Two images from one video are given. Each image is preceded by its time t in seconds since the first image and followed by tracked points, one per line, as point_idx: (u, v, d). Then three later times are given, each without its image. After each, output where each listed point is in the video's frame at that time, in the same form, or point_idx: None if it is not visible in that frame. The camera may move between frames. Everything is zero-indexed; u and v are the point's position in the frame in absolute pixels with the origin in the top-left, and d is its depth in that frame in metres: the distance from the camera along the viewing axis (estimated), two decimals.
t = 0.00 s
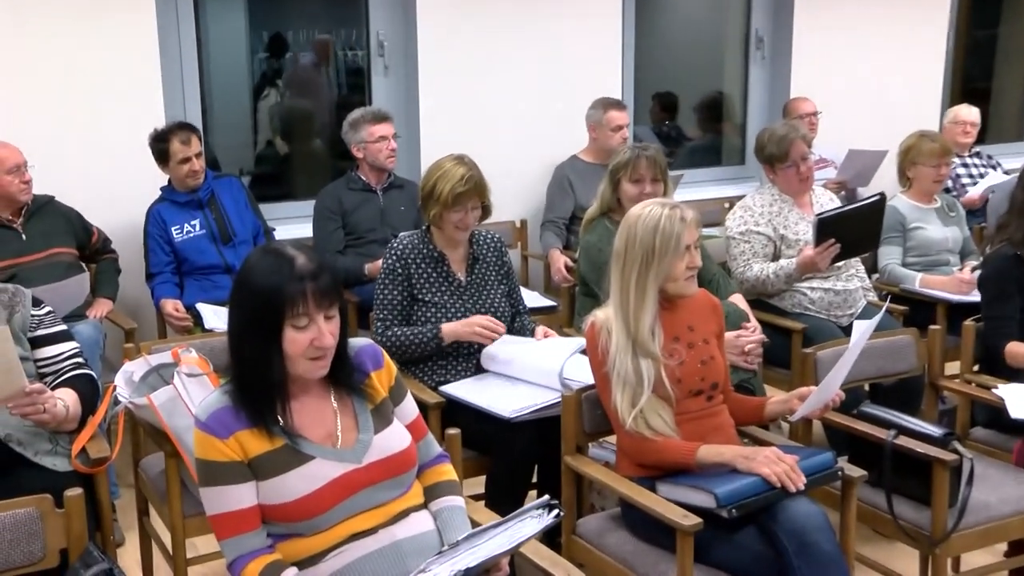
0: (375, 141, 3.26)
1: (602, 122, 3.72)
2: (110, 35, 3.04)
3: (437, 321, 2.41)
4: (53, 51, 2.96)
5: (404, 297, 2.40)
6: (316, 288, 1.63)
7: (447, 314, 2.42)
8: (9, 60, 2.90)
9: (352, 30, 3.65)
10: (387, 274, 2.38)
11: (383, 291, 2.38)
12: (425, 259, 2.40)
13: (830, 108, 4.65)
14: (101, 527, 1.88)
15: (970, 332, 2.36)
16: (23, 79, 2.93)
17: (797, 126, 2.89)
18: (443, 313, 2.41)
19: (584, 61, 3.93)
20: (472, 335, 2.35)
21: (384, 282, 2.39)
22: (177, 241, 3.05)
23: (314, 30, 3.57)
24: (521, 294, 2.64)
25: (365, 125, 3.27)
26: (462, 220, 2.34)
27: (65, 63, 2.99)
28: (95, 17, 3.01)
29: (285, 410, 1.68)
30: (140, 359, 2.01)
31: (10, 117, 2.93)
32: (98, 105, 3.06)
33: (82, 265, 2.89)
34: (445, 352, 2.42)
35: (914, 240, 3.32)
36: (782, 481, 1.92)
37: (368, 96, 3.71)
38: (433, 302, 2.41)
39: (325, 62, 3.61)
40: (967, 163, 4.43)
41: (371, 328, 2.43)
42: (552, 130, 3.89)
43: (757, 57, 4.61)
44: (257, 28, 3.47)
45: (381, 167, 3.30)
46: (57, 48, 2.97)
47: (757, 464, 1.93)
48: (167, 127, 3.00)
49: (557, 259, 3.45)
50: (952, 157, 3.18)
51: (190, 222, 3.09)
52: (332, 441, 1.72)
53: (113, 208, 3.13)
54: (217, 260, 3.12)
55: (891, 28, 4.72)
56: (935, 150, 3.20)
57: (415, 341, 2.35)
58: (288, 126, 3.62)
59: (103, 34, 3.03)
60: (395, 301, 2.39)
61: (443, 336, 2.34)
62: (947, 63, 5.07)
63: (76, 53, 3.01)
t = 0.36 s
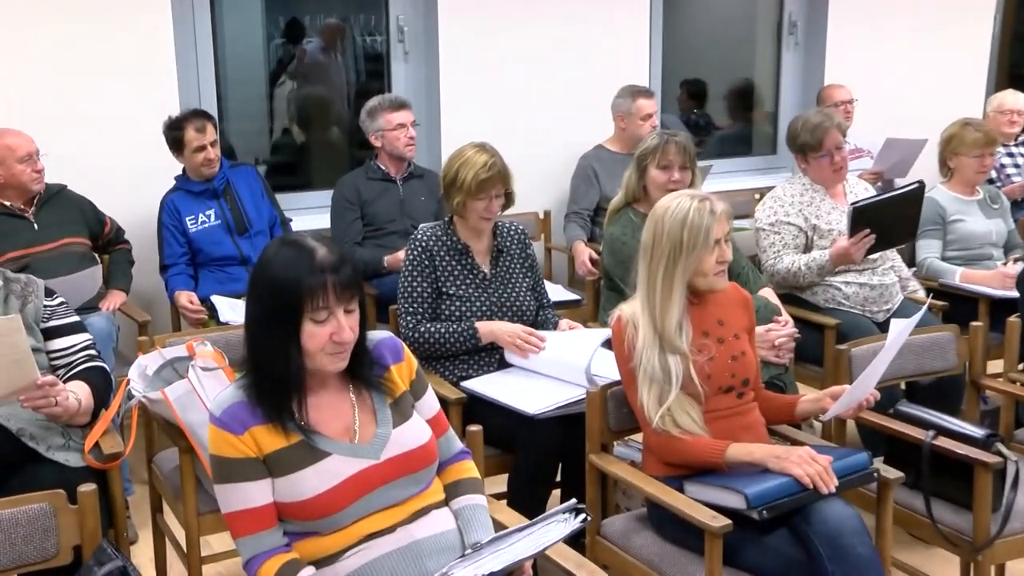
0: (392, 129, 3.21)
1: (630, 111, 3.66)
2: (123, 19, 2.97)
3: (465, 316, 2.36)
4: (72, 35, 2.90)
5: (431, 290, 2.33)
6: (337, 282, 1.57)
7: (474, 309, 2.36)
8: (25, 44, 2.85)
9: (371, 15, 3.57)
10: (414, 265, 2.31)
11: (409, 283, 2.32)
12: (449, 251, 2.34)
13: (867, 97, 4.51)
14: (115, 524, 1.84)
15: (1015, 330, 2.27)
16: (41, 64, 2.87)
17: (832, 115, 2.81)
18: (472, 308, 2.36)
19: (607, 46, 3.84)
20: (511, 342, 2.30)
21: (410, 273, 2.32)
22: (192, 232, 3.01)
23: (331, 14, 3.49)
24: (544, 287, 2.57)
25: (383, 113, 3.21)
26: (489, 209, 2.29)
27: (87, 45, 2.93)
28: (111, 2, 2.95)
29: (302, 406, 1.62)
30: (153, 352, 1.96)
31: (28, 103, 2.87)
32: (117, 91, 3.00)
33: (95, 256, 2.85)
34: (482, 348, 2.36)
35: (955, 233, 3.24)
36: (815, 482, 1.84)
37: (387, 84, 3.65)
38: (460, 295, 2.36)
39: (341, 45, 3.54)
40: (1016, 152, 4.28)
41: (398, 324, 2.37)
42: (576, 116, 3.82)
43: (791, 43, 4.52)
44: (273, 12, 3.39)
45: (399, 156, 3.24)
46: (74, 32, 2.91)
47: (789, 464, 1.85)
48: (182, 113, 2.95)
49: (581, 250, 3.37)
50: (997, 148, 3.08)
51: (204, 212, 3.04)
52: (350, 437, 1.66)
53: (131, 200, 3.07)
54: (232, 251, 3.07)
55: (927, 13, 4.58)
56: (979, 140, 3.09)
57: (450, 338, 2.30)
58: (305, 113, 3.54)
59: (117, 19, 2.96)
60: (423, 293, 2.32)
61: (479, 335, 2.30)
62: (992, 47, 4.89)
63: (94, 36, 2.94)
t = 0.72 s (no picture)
0: (408, 120, 3.15)
1: (660, 102, 3.58)
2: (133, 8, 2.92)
3: (479, 314, 2.29)
4: (86, 24, 2.87)
5: (445, 287, 2.28)
6: (350, 278, 1.52)
7: (487, 306, 2.29)
8: (38, 34, 2.81)
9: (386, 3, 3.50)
10: (426, 264, 2.26)
11: (421, 284, 2.27)
12: (465, 248, 2.27)
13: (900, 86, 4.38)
14: (124, 524, 1.79)
15: None
16: (56, 55, 2.85)
17: (861, 105, 2.73)
18: (485, 305, 2.29)
19: (628, 34, 3.75)
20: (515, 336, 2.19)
21: (423, 273, 2.27)
22: (203, 225, 2.97)
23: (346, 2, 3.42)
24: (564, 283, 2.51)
25: (397, 105, 3.16)
26: (519, 201, 2.24)
27: (101, 35, 2.90)
28: None
29: (316, 405, 1.57)
30: (164, 349, 1.92)
31: (43, 96, 2.84)
32: (134, 81, 2.96)
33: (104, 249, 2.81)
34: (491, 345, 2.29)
35: (994, 227, 3.18)
36: (846, 486, 1.77)
37: (404, 73, 3.59)
38: (474, 293, 2.29)
39: (356, 34, 3.47)
40: None
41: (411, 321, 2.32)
42: (604, 103, 3.75)
43: (822, 31, 4.39)
44: None
45: (416, 148, 3.19)
46: (86, 23, 2.87)
47: (819, 467, 1.78)
48: (193, 104, 2.91)
49: (603, 245, 3.30)
50: None
51: (216, 205, 3.00)
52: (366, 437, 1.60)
53: (147, 193, 3.04)
54: (245, 245, 3.02)
55: None
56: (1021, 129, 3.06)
57: (457, 336, 2.24)
58: (320, 104, 3.47)
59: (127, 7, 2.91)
60: (435, 292, 2.27)
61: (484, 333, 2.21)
62: None
63: (108, 24, 2.90)
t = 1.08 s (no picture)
0: (414, 115, 3.10)
1: (665, 94, 3.52)
2: None
3: (489, 310, 2.24)
4: (84, 23, 2.82)
5: (454, 284, 2.23)
6: (354, 275, 1.47)
7: (498, 302, 2.25)
8: (37, 33, 2.76)
9: None
10: (434, 258, 2.20)
11: (431, 277, 2.21)
12: (473, 244, 2.22)
13: (919, 78, 4.28)
14: (122, 528, 1.74)
15: None
16: (55, 55, 2.79)
17: (882, 99, 2.66)
18: (495, 302, 2.24)
19: (637, 24, 3.68)
20: (535, 334, 2.18)
21: (431, 266, 2.21)
22: (203, 221, 2.92)
23: None
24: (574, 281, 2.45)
25: (403, 98, 3.11)
26: (524, 198, 2.19)
27: (100, 34, 2.84)
28: None
29: (319, 405, 1.51)
30: (164, 348, 1.87)
31: (45, 94, 2.79)
32: (132, 75, 2.91)
33: (102, 245, 2.77)
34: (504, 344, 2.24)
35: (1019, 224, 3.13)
36: (864, 490, 1.71)
37: (410, 64, 3.53)
38: (484, 289, 2.24)
39: (360, 26, 3.41)
40: None
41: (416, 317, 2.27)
42: (602, 103, 3.67)
43: (841, 20, 4.32)
44: None
45: (422, 144, 3.13)
46: (86, 19, 2.82)
47: (837, 471, 1.72)
48: (193, 97, 2.86)
49: (615, 243, 3.24)
50: None
51: (217, 200, 2.95)
52: (370, 438, 1.55)
53: (151, 190, 3.00)
54: (246, 241, 2.97)
55: None
56: None
57: (469, 333, 2.19)
58: (323, 96, 3.41)
59: None
60: (446, 286, 2.21)
61: (500, 329, 2.18)
62: None
63: (108, 25, 2.85)
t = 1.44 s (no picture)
0: (417, 112, 3.05)
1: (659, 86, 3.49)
2: None
3: (492, 313, 2.19)
4: (80, 17, 2.77)
5: (456, 287, 2.17)
6: (355, 274, 1.42)
7: (501, 305, 2.19)
8: (31, 28, 2.71)
9: None
10: (437, 260, 2.15)
11: (433, 280, 2.16)
12: (476, 245, 2.17)
13: (932, 71, 4.21)
14: (116, 533, 1.69)
15: None
16: (53, 53, 2.75)
17: (900, 94, 2.60)
18: (499, 305, 2.19)
19: (643, 16, 3.62)
20: (541, 341, 2.13)
21: (433, 270, 2.16)
22: (200, 219, 2.88)
23: None
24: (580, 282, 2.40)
25: (405, 95, 3.06)
26: (530, 195, 2.14)
27: (96, 28, 2.80)
28: None
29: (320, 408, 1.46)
30: (160, 349, 1.83)
31: (45, 93, 2.76)
32: (129, 70, 2.86)
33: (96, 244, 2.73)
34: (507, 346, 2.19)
35: None
36: (879, 496, 1.65)
37: (412, 58, 3.47)
38: (487, 292, 2.19)
39: (362, 19, 3.35)
40: None
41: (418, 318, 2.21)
42: (603, 102, 3.61)
43: (856, 13, 4.26)
44: None
45: (426, 141, 3.09)
46: (85, 16, 2.78)
47: (851, 476, 1.67)
48: (190, 92, 2.82)
49: (622, 242, 3.20)
50: None
51: (215, 197, 2.91)
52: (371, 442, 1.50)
53: (151, 188, 2.96)
54: (244, 239, 2.93)
55: None
56: None
57: (474, 337, 2.13)
58: (323, 90, 3.36)
59: None
60: (447, 292, 2.16)
61: (506, 336, 2.13)
62: None
63: (107, 24, 2.81)
